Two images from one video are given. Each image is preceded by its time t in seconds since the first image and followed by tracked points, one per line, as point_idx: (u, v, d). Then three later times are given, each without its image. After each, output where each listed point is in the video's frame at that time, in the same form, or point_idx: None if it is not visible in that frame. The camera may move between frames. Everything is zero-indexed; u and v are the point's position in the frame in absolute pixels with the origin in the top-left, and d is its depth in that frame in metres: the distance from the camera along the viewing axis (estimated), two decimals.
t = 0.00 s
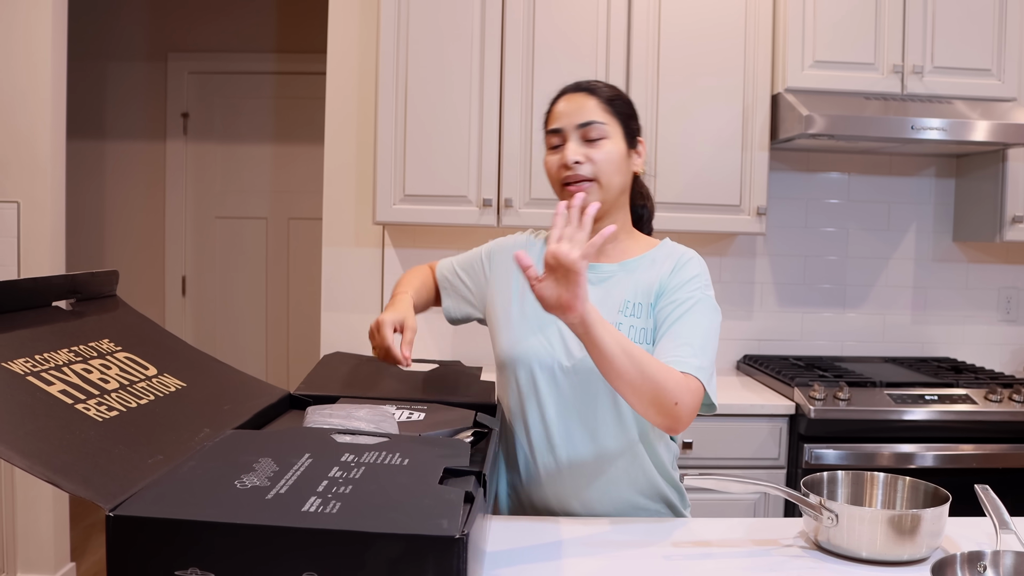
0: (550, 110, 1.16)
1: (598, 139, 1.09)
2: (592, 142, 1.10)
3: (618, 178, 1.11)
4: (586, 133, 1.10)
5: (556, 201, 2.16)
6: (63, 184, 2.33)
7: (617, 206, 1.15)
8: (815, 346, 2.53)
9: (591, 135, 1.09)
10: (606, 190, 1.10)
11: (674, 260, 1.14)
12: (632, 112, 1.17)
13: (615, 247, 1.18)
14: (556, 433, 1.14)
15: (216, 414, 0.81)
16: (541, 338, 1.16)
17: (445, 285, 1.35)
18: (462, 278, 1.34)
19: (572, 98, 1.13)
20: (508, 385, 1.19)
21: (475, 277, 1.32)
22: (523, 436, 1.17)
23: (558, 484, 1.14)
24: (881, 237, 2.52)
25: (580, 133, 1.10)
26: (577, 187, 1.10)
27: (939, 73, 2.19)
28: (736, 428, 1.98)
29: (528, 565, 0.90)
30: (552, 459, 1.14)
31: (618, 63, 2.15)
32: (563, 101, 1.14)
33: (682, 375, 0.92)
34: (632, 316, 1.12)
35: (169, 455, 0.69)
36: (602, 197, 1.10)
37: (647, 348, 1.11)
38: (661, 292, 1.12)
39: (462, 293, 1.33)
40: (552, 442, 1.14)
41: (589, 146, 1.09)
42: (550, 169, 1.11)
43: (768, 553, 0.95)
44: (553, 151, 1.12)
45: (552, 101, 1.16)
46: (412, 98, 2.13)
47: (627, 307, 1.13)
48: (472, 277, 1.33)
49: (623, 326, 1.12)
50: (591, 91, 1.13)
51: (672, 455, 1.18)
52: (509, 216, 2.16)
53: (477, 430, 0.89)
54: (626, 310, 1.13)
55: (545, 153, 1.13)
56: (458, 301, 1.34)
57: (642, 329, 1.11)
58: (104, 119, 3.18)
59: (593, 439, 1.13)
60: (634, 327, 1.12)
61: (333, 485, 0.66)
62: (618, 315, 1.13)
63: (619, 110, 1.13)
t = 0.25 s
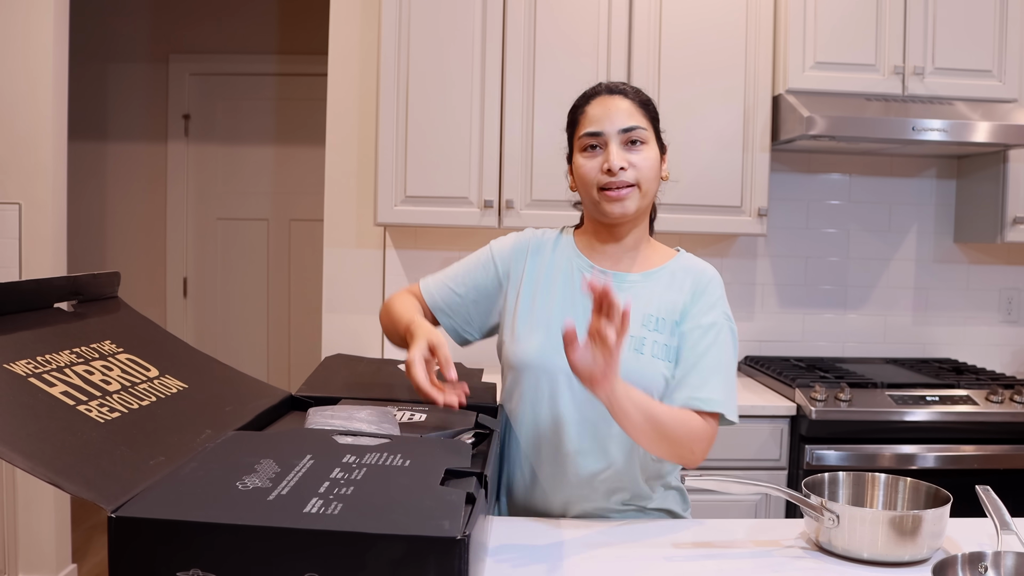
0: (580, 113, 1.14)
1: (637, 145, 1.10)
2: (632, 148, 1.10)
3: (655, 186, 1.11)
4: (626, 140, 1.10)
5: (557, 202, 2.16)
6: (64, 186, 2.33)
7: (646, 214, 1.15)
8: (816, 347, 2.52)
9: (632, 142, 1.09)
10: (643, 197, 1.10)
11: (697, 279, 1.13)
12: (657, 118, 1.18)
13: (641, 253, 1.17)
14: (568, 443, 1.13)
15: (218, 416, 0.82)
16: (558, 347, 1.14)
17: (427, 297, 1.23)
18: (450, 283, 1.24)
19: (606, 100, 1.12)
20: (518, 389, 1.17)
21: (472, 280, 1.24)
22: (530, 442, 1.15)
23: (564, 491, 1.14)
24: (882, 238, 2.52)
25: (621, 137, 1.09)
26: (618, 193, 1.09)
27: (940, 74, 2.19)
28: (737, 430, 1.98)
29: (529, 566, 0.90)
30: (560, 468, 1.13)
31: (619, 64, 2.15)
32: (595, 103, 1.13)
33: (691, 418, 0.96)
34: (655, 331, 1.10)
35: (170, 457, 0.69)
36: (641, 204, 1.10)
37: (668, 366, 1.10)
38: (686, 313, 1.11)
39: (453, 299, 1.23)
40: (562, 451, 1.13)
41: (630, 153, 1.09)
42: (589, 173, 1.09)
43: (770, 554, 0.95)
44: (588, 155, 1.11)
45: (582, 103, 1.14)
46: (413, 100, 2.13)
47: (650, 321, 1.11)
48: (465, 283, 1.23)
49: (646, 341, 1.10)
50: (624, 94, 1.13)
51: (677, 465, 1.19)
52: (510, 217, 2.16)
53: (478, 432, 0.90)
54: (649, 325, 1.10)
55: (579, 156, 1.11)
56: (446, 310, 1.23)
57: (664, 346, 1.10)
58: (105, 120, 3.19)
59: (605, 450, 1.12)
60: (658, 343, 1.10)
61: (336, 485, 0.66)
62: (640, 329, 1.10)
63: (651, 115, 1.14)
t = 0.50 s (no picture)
0: (579, 114, 1.14)
1: (634, 148, 1.09)
2: (628, 150, 1.09)
3: (653, 189, 1.10)
4: (623, 141, 1.09)
5: (558, 206, 2.16)
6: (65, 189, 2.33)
7: (646, 218, 1.15)
8: (816, 351, 2.53)
9: (629, 143, 1.09)
10: (642, 200, 1.10)
11: (705, 287, 1.16)
12: (658, 121, 1.17)
13: (642, 257, 1.16)
14: (589, 460, 1.11)
15: (218, 419, 0.82)
16: (577, 362, 1.10)
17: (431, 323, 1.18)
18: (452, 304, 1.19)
19: (605, 102, 1.12)
20: (534, 406, 1.13)
21: (473, 297, 1.18)
22: (549, 460, 1.12)
23: (584, 509, 1.12)
24: (882, 242, 2.52)
25: (619, 139, 1.09)
26: (614, 195, 1.08)
27: (940, 78, 2.20)
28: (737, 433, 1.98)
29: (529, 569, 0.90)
30: (582, 485, 1.11)
31: (618, 68, 2.16)
32: (594, 105, 1.13)
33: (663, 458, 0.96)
34: (674, 344, 1.11)
35: (171, 461, 0.69)
36: (638, 206, 1.09)
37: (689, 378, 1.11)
38: (700, 324, 1.14)
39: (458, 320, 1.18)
40: (583, 468, 1.11)
41: (626, 155, 1.08)
42: (584, 175, 1.09)
43: (770, 558, 0.95)
44: (586, 157, 1.11)
45: (581, 104, 1.14)
46: (414, 103, 2.13)
47: (669, 334, 1.12)
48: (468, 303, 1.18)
49: (667, 354, 1.11)
50: (623, 97, 1.13)
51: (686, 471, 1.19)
52: (510, 221, 2.17)
53: (478, 435, 0.90)
54: (669, 338, 1.11)
55: (576, 159, 1.11)
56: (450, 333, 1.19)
57: (683, 359, 1.11)
58: (105, 124, 3.19)
59: (628, 465, 1.11)
60: (677, 356, 1.11)
61: (336, 489, 0.67)
62: (660, 342, 1.11)
63: (650, 117, 1.14)
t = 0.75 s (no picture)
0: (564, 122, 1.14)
1: (616, 154, 1.08)
2: (610, 158, 1.08)
3: (637, 195, 1.09)
4: (603, 150, 1.08)
5: (558, 207, 2.16)
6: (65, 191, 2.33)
7: (639, 222, 1.14)
8: (816, 352, 2.53)
9: (608, 151, 1.08)
10: (627, 207, 1.09)
11: (709, 292, 1.16)
12: (650, 119, 1.14)
13: (640, 262, 1.16)
14: (596, 467, 1.10)
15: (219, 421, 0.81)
16: (582, 369, 1.11)
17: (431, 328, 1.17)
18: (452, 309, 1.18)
19: (586, 109, 1.11)
20: (538, 413, 1.13)
21: (473, 303, 1.18)
22: (556, 468, 1.11)
23: (592, 518, 1.11)
24: (881, 243, 2.52)
25: (597, 149, 1.08)
26: (596, 207, 1.08)
27: (939, 79, 2.20)
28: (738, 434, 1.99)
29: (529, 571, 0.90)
30: (589, 493, 1.10)
31: (618, 70, 2.16)
32: (577, 113, 1.12)
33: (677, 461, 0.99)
34: (678, 350, 1.12)
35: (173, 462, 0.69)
36: (623, 215, 1.09)
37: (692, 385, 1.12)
38: (706, 329, 1.14)
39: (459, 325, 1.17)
40: (591, 476, 1.10)
41: (606, 164, 1.08)
42: (567, 188, 1.10)
43: (770, 559, 0.95)
44: (570, 169, 1.11)
45: (566, 112, 1.13)
46: (414, 105, 2.13)
47: (672, 340, 1.12)
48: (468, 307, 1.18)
49: (672, 361, 1.11)
50: (606, 101, 1.11)
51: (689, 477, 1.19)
52: (510, 222, 2.17)
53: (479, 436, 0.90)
54: (673, 344, 1.12)
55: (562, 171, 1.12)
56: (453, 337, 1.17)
57: (686, 365, 1.12)
58: (105, 125, 3.19)
59: (633, 472, 1.11)
60: (680, 362, 1.12)
61: (334, 476, 0.67)
62: (664, 348, 1.11)
63: (636, 119, 1.12)
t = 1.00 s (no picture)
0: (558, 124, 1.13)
1: (610, 157, 1.08)
2: (604, 161, 1.08)
3: (633, 197, 1.09)
4: (596, 152, 1.08)
5: (557, 208, 2.17)
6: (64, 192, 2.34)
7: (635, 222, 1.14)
8: (815, 353, 2.53)
9: (602, 154, 1.07)
10: (622, 209, 1.09)
11: (705, 295, 1.16)
12: (642, 118, 1.14)
13: (637, 264, 1.16)
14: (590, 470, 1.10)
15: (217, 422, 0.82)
16: (576, 373, 1.11)
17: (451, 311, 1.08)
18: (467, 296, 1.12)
19: (580, 112, 1.10)
20: (533, 416, 1.13)
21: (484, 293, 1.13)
22: (551, 471, 1.11)
23: (586, 519, 1.12)
24: (881, 244, 2.53)
25: (591, 152, 1.08)
26: (591, 210, 1.08)
27: (938, 81, 2.21)
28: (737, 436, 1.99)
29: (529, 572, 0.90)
30: (583, 496, 1.11)
31: (617, 71, 2.16)
32: (571, 115, 1.11)
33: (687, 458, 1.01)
34: (673, 354, 1.12)
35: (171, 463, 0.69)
36: (618, 217, 1.09)
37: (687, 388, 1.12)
38: (702, 333, 1.14)
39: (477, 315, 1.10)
40: (585, 478, 1.10)
41: (600, 167, 1.08)
42: (562, 191, 1.10)
43: (769, 560, 0.96)
44: (565, 172, 1.11)
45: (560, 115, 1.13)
46: (413, 106, 2.14)
47: (667, 343, 1.12)
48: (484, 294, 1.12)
49: (667, 365, 1.11)
50: (599, 104, 1.11)
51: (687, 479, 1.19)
52: (510, 224, 2.17)
53: (478, 437, 0.90)
54: (668, 348, 1.12)
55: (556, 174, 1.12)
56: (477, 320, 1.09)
57: (681, 368, 1.12)
58: (105, 127, 3.19)
59: (628, 474, 1.11)
60: (675, 365, 1.12)
61: (331, 439, 0.57)
62: (659, 352, 1.11)
63: (630, 121, 1.11)
